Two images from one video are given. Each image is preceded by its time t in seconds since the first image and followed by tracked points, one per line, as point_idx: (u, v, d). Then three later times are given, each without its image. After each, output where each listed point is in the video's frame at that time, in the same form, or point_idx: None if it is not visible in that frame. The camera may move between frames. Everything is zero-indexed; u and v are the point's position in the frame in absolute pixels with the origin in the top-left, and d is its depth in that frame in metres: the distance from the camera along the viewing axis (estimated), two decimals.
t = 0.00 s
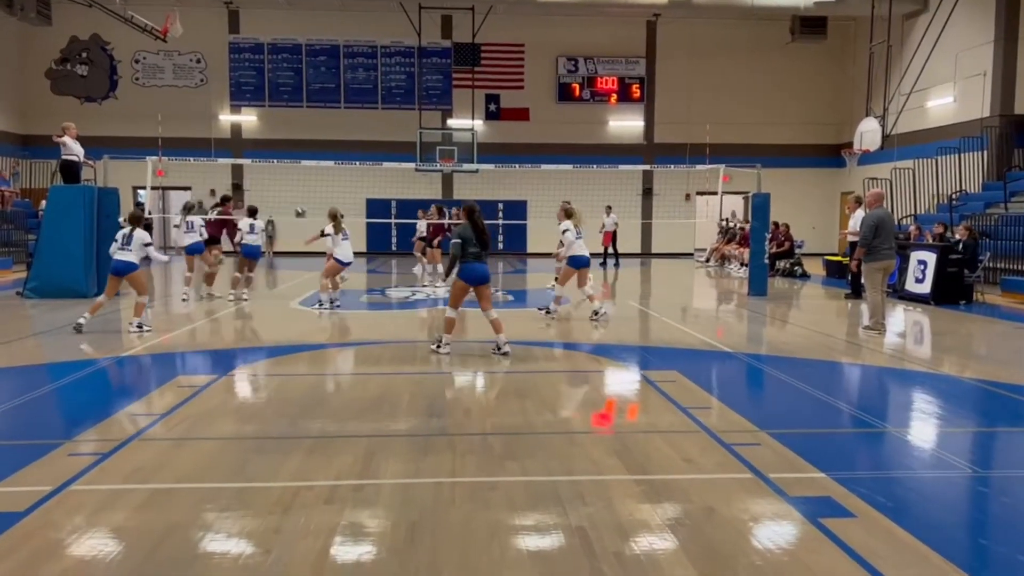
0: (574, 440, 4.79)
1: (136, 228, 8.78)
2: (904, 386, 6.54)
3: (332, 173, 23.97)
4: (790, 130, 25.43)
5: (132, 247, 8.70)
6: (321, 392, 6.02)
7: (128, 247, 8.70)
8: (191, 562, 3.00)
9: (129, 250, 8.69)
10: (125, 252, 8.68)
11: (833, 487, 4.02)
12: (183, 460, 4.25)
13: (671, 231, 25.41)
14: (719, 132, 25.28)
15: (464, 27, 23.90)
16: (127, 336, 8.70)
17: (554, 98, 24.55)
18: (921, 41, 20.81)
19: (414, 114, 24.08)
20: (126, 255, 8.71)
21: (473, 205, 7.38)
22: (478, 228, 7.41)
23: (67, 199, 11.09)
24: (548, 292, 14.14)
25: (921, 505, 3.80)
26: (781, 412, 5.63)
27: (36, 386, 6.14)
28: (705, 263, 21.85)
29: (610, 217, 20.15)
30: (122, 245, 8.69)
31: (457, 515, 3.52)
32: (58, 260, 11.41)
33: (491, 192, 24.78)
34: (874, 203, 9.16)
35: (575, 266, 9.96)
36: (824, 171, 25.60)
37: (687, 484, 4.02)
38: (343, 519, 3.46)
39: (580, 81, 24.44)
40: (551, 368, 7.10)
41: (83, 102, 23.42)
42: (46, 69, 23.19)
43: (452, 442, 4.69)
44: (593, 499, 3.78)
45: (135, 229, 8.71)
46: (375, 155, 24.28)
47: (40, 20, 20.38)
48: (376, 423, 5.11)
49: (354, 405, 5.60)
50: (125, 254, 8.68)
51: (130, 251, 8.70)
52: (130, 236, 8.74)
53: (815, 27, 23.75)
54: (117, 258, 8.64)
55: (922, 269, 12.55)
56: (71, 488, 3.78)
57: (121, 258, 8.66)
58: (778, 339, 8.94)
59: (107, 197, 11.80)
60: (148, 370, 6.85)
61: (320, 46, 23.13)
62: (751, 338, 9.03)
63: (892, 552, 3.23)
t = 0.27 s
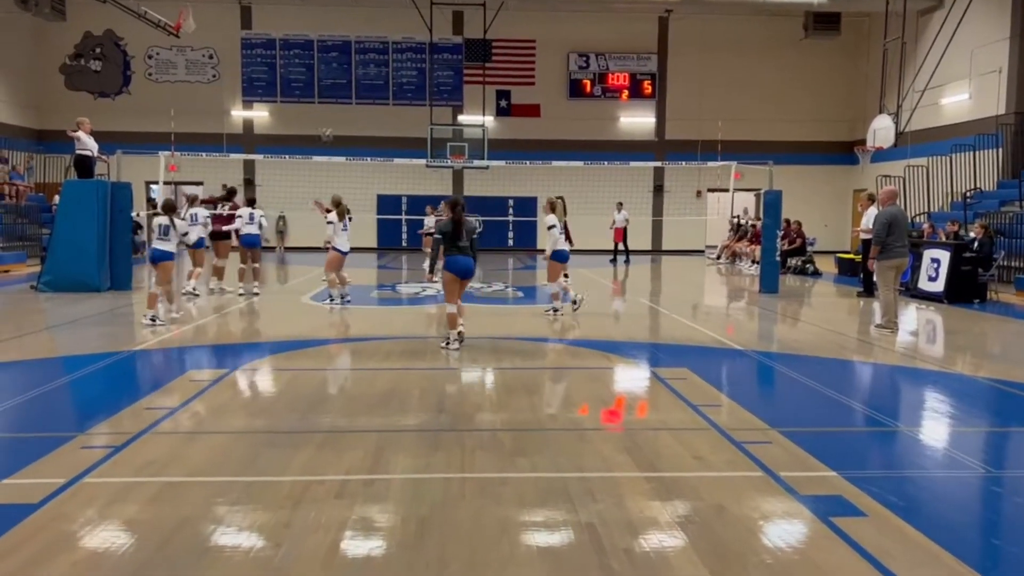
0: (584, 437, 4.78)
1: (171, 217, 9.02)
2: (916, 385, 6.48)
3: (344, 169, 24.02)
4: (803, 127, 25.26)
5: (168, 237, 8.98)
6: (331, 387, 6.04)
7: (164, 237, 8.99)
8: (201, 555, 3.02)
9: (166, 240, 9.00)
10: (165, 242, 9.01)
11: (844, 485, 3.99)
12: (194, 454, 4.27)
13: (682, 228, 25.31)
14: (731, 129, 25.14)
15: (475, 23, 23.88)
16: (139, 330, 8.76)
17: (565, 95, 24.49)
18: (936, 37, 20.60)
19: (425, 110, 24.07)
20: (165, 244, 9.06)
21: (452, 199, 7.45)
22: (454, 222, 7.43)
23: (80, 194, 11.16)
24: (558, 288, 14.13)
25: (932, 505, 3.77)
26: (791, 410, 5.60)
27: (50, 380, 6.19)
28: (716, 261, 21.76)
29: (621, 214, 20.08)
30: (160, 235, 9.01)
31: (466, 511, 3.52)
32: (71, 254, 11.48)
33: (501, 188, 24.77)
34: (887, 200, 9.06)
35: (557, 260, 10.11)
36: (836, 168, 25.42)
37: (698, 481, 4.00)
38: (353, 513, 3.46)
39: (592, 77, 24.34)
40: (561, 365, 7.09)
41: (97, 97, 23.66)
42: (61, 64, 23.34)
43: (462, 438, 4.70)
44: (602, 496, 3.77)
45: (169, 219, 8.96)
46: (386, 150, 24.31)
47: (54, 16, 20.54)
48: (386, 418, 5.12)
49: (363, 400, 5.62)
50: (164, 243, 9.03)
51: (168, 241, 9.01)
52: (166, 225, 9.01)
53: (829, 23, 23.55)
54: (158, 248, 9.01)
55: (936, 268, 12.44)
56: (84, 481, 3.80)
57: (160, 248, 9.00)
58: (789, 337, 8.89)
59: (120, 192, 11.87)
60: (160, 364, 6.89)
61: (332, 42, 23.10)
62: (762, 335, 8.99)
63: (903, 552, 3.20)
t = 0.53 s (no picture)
0: (602, 432, 4.76)
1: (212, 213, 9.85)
2: (938, 382, 6.39)
3: (362, 165, 24.13)
4: (823, 121, 24.97)
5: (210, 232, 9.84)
6: (350, 382, 6.07)
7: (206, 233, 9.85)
8: (223, 547, 3.05)
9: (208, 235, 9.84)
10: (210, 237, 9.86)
11: (865, 482, 3.94)
12: (215, 447, 4.31)
13: (701, 222, 25.15)
14: (750, 123, 24.91)
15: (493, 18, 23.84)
16: (163, 324, 8.87)
17: (583, 89, 24.39)
18: (960, 29, 20.26)
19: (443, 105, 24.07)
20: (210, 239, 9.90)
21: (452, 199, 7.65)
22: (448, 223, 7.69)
23: (103, 189, 11.33)
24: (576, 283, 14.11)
25: (955, 502, 3.71)
26: (811, 406, 5.55)
27: (73, 374, 6.27)
28: (735, 256, 21.60)
29: (639, 209, 19.97)
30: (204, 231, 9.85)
31: (485, 505, 3.52)
32: (94, 250, 11.63)
33: (518, 183, 24.76)
34: (909, 195, 8.93)
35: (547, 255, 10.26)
36: (858, 162, 25.11)
37: (717, 477, 3.98)
38: (372, 507, 3.47)
39: (609, 72, 24.22)
40: (579, 360, 7.07)
41: (117, 94, 23.69)
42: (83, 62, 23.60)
43: (481, 432, 4.70)
44: (621, 491, 3.75)
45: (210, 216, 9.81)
46: (404, 146, 24.39)
47: (76, 13, 20.77)
48: (404, 413, 5.14)
49: (381, 395, 5.64)
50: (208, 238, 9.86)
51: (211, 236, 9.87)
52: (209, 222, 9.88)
53: (850, 15, 23.24)
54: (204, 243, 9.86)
55: (958, 263, 12.27)
56: (108, 473, 3.86)
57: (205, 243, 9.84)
58: (810, 333, 8.79)
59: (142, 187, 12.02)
60: (182, 358, 6.96)
61: (350, 38, 23.14)
62: (781, 331, 8.92)
63: (925, 548, 3.16)
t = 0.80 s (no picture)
0: (623, 426, 4.74)
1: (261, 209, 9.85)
2: (965, 376, 6.29)
3: (381, 160, 24.23)
4: (847, 112, 24.60)
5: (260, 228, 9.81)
6: (371, 376, 6.10)
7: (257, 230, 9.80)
8: (246, 540, 3.07)
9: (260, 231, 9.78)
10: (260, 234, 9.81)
11: (890, 477, 3.88)
12: (239, 441, 4.35)
13: (722, 216, 24.92)
14: (773, 115, 24.61)
15: (512, 12, 23.77)
16: (187, 319, 8.98)
17: (603, 82, 24.25)
18: (987, 18, 19.83)
19: (462, 99, 24.08)
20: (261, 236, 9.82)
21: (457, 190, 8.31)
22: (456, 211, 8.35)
23: (128, 186, 11.49)
24: (596, 277, 14.06)
25: (982, 497, 3.65)
26: (834, 400, 5.48)
27: (99, 368, 6.36)
28: (757, 249, 21.38)
29: (660, 202, 19.83)
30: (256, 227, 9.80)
31: (506, 499, 3.52)
32: (118, 246, 11.79)
33: (538, 177, 24.71)
34: (936, 186, 8.75)
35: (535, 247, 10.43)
36: (883, 153, 24.71)
37: (740, 472, 3.94)
38: (394, 501, 3.49)
39: (629, 64, 24.07)
40: (600, 354, 7.05)
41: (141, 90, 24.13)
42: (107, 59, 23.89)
43: (502, 426, 4.70)
44: (643, 486, 3.73)
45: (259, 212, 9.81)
46: (423, 141, 24.41)
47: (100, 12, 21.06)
48: (425, 407, 5.15)
49: (402, 389, 5.65)
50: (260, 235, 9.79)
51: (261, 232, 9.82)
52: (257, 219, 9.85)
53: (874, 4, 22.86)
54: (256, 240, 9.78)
55: (986, 256, 12.03)
56: (134, 466, 3.91)
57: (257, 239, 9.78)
58: (833, 327, 8.68)
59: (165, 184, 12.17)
60: (206, 353, 7.04)
61: (370, 33, 23.27)
62: (804, 325, 8.82)
63: (953, 544, 3.10)
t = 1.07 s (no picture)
0: (641, 419, 4.71)
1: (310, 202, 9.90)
2: (988, 366, 6.18)
3: (398, 153, 24.29)
4: (868, 100, 24.25)
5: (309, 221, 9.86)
6: (390, 369, 6.11)
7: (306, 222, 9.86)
8: (266, 532, 3.09)
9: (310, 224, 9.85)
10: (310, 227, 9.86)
11: (912, 469, 3.83)
12: (258, 434, 4.38)
13: (740, 206, 24.71)
14: (792, 104, 24.33)
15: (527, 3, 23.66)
16: (207, 313, 9.07)
17: (619, 73, 24.10)
18: (1009, 6, 19.40)
19: (478, 92, 24.05)
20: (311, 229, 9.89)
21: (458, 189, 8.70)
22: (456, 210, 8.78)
23: (147, 181, 11.60)
24: (613, 269, 14.01)
25: (1005, 489, 3.59)
26: (855, 392, 5.42)
27: (121, 363, 6.44)
28: (776, 240, 21.19)
29: (677, 193, 19.69)
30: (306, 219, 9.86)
31: (524, 492, 3.52)
32: (138, 241, 11.92)
33: (554, 169, 24.65)
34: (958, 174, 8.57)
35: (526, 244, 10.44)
36: (904, 142, 24.34)
37: (760, 465, 3.90)
38: (412, 493, 3.49)
39: (646, 55, 23.88)
40: (617, 347, 7.01)
41: (159, 87, 24.00)
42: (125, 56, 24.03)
43: (520, 419, 4.69)
44: (661, 479, 3.71)
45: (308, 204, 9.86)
46: (439, 134, 24.40)
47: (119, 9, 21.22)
48: (442, 400, 5.16)
49: (420, 383, 5.66)
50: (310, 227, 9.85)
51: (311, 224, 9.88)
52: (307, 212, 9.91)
53: None
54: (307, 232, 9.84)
55: (1009, 245, 11.83)
56: (156, 459, 3.95)
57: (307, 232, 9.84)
58: (854, 318, 8.57)
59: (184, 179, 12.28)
60: (225, 347, 7.09)
61: (386, 26, 23.33)
62: (824, 316, 8.72)
63: (977, 537, 3.05)
